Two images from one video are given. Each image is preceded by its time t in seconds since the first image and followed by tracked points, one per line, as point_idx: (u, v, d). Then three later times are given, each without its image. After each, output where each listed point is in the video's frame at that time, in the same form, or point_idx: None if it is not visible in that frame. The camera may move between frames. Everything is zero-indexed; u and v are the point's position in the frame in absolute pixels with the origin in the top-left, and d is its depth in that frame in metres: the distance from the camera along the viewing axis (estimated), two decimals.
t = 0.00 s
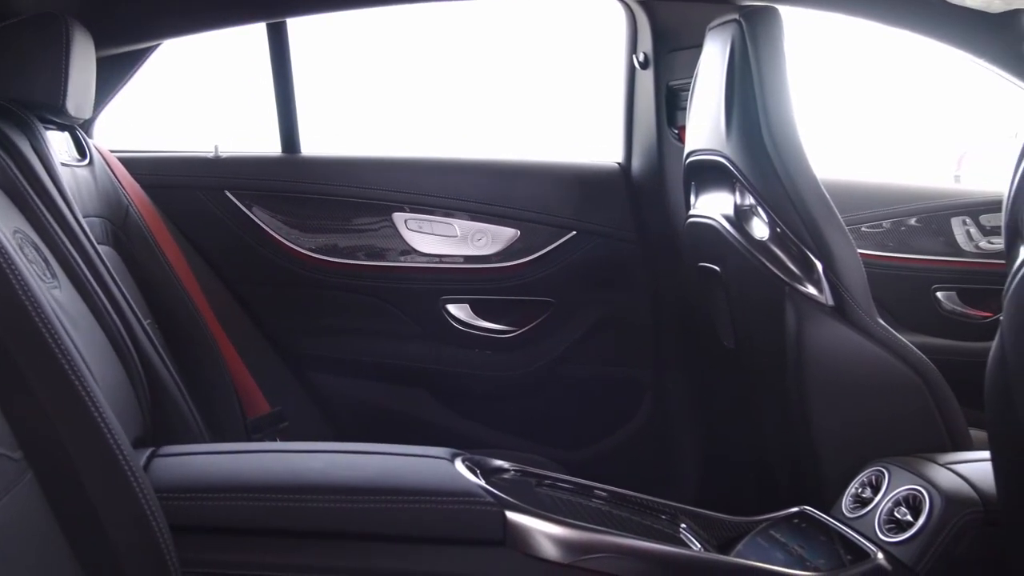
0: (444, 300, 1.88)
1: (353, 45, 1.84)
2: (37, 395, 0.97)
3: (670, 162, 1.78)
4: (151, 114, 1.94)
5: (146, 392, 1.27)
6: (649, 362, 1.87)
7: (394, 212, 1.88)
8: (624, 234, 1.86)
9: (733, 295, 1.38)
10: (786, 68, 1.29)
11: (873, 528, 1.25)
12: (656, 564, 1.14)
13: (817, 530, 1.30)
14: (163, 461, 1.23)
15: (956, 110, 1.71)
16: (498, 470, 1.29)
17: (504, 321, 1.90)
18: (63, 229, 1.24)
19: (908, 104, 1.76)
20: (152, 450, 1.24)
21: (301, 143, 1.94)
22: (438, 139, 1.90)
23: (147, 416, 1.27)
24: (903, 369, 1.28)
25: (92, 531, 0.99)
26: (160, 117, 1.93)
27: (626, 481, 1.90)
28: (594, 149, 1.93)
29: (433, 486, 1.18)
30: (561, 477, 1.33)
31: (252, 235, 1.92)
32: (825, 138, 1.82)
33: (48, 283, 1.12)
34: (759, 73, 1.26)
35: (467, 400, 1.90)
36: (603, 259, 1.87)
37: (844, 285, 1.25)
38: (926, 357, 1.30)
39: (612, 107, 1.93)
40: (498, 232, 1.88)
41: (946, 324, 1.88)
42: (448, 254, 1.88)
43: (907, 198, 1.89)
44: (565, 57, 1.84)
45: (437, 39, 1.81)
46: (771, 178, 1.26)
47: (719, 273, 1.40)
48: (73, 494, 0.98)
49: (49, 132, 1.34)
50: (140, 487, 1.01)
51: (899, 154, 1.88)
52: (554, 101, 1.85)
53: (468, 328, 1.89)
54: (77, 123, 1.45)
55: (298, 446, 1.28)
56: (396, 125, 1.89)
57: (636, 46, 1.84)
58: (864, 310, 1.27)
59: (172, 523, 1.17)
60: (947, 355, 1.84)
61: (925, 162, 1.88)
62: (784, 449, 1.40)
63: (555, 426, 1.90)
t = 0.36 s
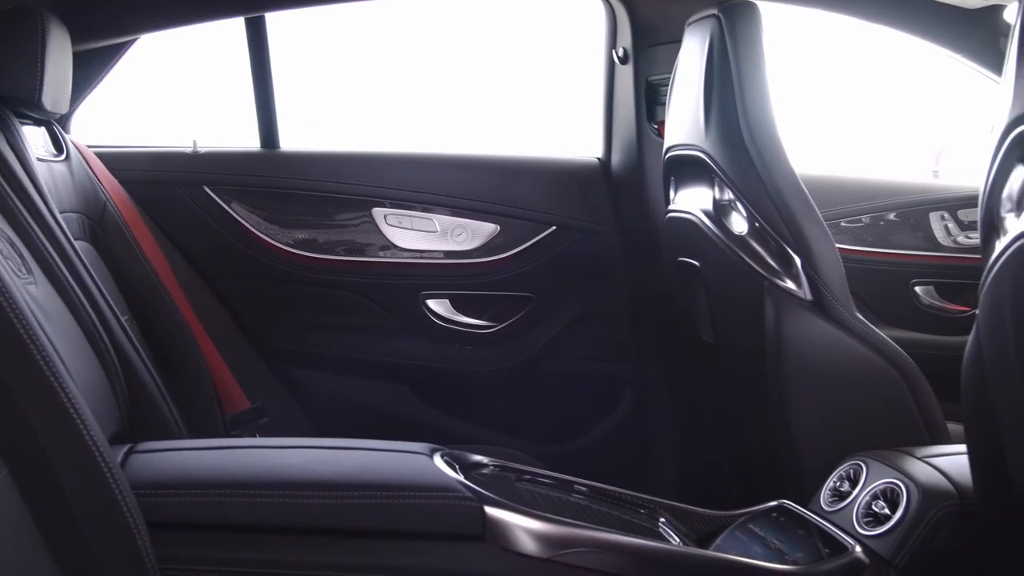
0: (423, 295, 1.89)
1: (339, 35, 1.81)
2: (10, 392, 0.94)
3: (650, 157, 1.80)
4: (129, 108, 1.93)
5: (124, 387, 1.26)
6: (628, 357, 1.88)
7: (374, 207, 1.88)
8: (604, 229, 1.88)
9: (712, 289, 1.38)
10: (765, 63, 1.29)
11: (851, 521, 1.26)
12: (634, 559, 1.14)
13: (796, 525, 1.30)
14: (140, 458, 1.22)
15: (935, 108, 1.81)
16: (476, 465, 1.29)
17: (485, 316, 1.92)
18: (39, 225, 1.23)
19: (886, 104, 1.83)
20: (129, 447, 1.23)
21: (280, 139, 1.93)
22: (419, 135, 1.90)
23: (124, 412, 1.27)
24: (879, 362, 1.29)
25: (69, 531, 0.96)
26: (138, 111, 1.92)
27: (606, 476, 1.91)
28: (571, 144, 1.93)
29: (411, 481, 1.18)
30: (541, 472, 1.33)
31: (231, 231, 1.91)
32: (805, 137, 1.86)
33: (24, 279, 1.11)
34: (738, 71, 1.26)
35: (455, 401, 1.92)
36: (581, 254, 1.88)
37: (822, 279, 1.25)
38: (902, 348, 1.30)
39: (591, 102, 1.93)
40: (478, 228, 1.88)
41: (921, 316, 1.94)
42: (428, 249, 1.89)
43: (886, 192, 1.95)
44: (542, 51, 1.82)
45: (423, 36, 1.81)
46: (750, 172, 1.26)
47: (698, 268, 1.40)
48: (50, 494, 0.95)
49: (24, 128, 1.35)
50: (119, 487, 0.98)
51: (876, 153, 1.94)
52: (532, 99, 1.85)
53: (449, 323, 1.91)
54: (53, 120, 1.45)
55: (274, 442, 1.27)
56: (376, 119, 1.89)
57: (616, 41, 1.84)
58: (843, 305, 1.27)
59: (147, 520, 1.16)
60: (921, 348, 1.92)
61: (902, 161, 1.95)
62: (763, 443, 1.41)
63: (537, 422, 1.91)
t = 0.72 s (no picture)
0: (403, 291, 1.88)
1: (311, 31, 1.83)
2: None
3: (628, 152, 1.80)
4: (106, 102, 1.94)
5: (99, 383, 1.26)
6: (607, 352, 1.89)
7: (353, 202, 1.87)
8: (582, 224, 1.88)
9: (689, 284, 1.38)
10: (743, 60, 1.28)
11: (827, 514, 1.27)
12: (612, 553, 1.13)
13: (773, 518, 1.30)
14: (116, 455, 1.21)
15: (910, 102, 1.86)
16: (454, 460, 1.29)
17: (464, 312, 1.92)
18: (13, 220, 1.19)
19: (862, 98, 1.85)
20: (104, 442, 1.22)
21: (258, 133, 1.92)
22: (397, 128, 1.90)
23: (100, 406, 1.26)
24: (856, 356, 1.30)
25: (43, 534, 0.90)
26: (116, 104, 1.94)
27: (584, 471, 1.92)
28: (553, 138, 1.94)
29: (390, 476, 1.18)
30: (520, 468, 1.34)
31: (208, 226, 1.90)
32: (780, 131, 1.89)
33: None
34: (716, 70, 1.25)
35: (429, 394, 1.92)
36: (558, 249, 1.88)
37: (799, 274, 1.26)
38: (879, 343, 1.32)
39: (570, 97, 1.94)
40: (456, 223, 1.88)
41: (896, 310, 1.97)
42: (406, 244, 1.89)
43: (859, 188, 1.97)
44: (519, 45, 1.85)
45: (399, 29, 1.83)
46: (727, 167, 1.26)
47: (676, 262, 1.40)
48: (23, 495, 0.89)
49: None
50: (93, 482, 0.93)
51: (854, 149, 1.97)
52: (510, 90, 1.87)
53: (428, 318, 1.91)
54: (27, 115, 1.46)
55: (252, 438, 1.27)
56: (358, 114, 1.90)
57: (594, 36, 1.85)
58: (820, 300, 1.28)
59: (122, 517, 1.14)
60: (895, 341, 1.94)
61: (880, 154, 1.97)
62: (741, 437, 1.41)
63: (513, 416, 1.92)
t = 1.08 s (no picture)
0: (383, 287, 1.90)
1: (292, 27, 1.86)
2: None
3: (607, 145, 1.83)
4: (81, 98, 1.91)
5: (76, 381, 1.25)
6: (586, 348, 1.93)
7: (331, 198, 1.88)
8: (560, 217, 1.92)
9: (668, 278, 1.38)
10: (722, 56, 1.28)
11: (805, 508, 1.28)
12: (590, 547, 1.14)
13: (752, 512, 1.30)
14: (92, 451, 1.20)
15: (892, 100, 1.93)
16: (432, 456, 1.28)
17: (447, 306, 1.93)
18: None
19: (846, 100, 1.92)
20: (79, 440, 1.21)
21: (236, 129, 1.91)
22: (382, 124, 1.93)
23: (76, 403, 1.26)
24: (834, 350, 1.31)
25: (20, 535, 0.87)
26: (92, 100, 1.90)
27: (563, 465, 1.94)
28: (532, 134, 1.98)
29: (368, 472, 1.17)
30: (499, 463, 1.33)
31: (187, 222, 1.88)
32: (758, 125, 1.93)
33: None
34: (694, 67, 1.25)
35: (408, 390, 1.93)
36: (533, 242, 1.92)
37: (777, 269, 1.26)
38: (857, 337, 1.33)
39: (549, 94, 1.97)
40: (435, 219, 1.90)
41: (874, 304, 1.98)
42: (385, 240, 1.90)
43: (842, 183, 2.01)
44: (506, 41, 1.89)
45: (389, 25, 1.86)
46: (707, 163, 1.26)
47: (655, 258, 1.40)
48: None
49: None
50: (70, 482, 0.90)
51: (831, 145, 2.02)
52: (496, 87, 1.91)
53: (407, 314, 1.92)
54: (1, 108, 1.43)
55: (226, 435, 1.26)
56: (338, 109, 1.91)
57: (573, 31, 1.90)
58: (797, 295, 1.28)
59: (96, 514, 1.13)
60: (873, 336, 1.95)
61: (859, 151, 2.04)
62: (720, 431, 1.41)
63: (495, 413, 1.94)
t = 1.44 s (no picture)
0: (363, 281, 1.90)
1: (272, 24, 1.88)
2: None
3: (588, 139, 1.88)
4: (56, 92, 1.88)
5: (54, 379, 1.25)
6: (567, 343, 1.93)
7: (311, 192, 1.88)
8: (541, 210, 1.93)
9: (648, 272, 1.39)
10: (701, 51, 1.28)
11: (784, 501, 1.28)
12: (569, 540, 1.14)
13: (730, 505, 1.31)
14: (69, 447, 1.19)
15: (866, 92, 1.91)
16: (411, 450, 1.28)
17: (425, 301, 1.95)
18: None
19: (820, 91, 1.94)
20: (57, 436, 1.20)
21: (216, 124, 1.91)
22: (363, 120, 1.93)
23: (54, 400, 1.25)
24: (812, 344, 1.31)
25: None
26: (68, 94, 1.89)
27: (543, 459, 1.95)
28: (513, 129, 2.00)
29: (347, 467, 1.17)
30: (479, 458, 1.33)
31: (166, 217, 1.88)
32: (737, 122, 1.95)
33: None
34: (674, 61, 1.25)
35: (389, 385, 1.94)
36: (513, 237, 1.93)
37: (756, 263, 1.26)
38: (835, 331, 1.33)
39: (530, 89, 2.00)
40: (415, 213, 1.91)
41: (854, 298, 2.02)
42: (365, 233, 1.91)
43: (824, 176, 2.05)
44: (480, 40, 1.91)
45: (368, 24, 1.88)
46: (687, 158, 1.26)
47: (634, 251, 1.40)
48: None
49: None
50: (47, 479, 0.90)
51: (812, 140, 2.06)
52: (471, 80, 1.91)
53: (387, 309, 1.93)
54: None
55: (206, 429, 1.25)
56: (318, 105, 1.92)
57: (553, 24, 1.93)
58: (777, 289, 1.28)
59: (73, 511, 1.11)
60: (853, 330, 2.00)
61: (836, 146, 2.06)
62: (697, 424, 1.42)
63: (476, 408, 1.95)
